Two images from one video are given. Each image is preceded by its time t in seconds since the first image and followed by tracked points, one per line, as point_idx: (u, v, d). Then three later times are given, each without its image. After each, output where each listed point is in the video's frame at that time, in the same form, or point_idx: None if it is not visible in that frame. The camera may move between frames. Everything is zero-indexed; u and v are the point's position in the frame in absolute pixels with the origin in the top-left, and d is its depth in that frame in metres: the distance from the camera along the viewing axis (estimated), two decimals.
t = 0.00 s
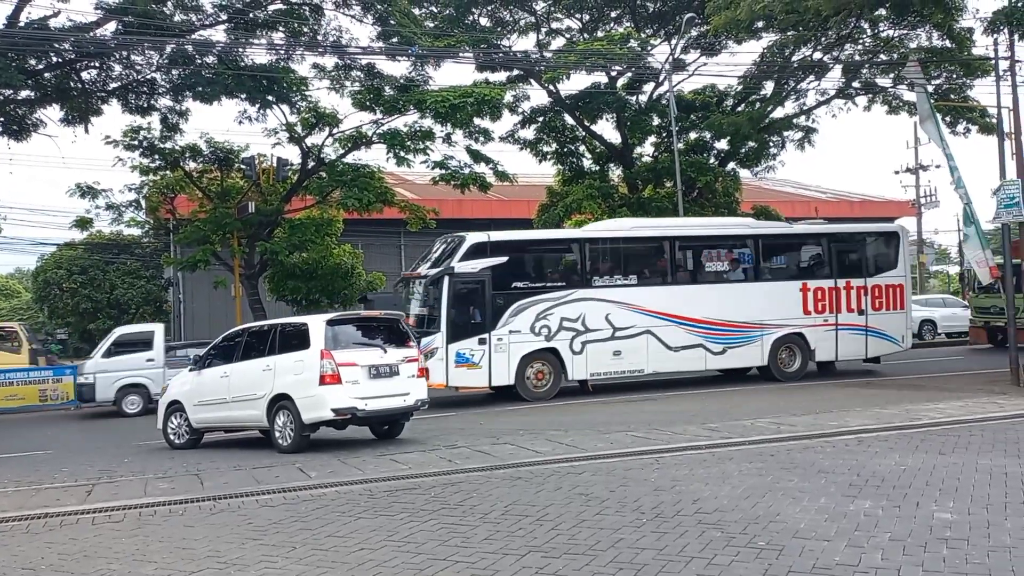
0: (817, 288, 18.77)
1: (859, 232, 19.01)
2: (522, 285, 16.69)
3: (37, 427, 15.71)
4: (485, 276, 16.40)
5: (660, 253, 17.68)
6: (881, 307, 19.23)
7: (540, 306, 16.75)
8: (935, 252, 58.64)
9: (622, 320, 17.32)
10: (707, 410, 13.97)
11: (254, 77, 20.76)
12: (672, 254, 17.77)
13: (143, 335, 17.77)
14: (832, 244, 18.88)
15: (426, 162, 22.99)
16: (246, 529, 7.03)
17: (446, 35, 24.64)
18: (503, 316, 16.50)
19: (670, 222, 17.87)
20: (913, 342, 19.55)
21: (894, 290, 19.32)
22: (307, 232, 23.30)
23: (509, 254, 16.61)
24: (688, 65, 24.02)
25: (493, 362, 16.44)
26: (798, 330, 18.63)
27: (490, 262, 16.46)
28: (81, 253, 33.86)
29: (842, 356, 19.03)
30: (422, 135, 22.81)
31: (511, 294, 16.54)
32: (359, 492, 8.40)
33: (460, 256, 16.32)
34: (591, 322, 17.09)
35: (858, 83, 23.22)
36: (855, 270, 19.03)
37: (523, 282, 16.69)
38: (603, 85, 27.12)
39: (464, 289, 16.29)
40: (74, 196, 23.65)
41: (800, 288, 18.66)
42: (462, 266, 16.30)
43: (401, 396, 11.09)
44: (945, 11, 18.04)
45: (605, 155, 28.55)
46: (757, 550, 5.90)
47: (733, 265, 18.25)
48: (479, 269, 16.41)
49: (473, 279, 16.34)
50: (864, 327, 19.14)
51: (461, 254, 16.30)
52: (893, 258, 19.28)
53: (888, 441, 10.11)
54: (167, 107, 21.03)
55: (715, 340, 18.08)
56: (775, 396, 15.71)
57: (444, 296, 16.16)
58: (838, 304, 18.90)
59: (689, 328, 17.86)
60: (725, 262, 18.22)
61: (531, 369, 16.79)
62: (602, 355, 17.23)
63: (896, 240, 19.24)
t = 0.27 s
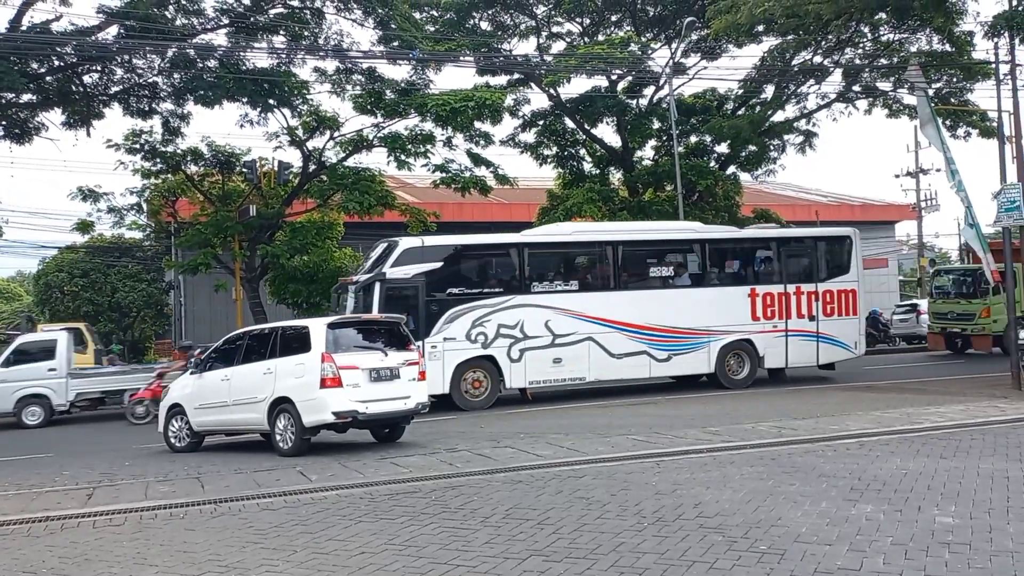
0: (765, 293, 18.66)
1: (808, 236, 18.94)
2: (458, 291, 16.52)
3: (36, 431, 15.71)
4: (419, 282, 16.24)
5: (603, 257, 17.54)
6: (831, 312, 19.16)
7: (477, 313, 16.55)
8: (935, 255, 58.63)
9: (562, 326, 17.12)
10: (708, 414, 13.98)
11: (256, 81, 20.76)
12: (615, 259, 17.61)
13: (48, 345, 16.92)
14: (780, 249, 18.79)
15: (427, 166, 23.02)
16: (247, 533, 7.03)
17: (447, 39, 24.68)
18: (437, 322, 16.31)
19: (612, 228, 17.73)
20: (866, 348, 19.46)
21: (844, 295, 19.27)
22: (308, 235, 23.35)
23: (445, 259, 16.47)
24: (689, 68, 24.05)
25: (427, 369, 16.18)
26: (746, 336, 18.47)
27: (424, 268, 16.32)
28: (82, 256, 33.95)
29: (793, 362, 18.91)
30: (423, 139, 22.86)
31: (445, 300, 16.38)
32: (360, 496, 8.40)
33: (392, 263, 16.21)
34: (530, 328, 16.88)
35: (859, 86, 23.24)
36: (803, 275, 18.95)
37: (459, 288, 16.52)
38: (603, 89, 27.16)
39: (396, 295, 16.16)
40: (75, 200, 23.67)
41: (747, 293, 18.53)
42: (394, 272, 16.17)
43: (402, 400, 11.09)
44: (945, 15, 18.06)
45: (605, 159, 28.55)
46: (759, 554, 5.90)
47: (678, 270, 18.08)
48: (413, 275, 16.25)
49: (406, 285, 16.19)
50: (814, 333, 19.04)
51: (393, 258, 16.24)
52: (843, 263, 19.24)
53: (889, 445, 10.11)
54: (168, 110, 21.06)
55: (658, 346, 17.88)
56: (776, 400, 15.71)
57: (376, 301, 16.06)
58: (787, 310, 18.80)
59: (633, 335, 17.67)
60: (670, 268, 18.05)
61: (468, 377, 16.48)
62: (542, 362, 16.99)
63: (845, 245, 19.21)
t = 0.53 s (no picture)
0: (713, 298, 18.14)
1: (758, 239, 18.49)
2: (390, 297, 16.04)
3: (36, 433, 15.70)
4: (348, 287, 15.72)
5: (544, 261, 17.04)
6: (781, 317, 18.67)
7: (410, 319, 16.04)
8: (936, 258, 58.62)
9: (499, 332, 16.57)
10: (710, 416, 13.95)
11: (257, 83, 20.75)
12: (556, 263, 17.11)
13: None
14: (729, 252, 18.30)
15: (428, 168, 23.02)
16: (249, 535, 7.02)
17: (448, 41, 24.71)
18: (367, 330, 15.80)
19: (554, 231, 17.25)
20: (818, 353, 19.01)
21: (794, 299, 18.82)
22: (309, 237, 23.39)
23: (375, 263, 15.97)
24: (690, 70, 24.06)
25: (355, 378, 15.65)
26: (692, 342, 17.95)
27: (352, 273, 15.79)
28: (83, 259, 33.98)
29: (741, 368, 18.40)
30: (423, 141, 22.84)
31: (377, 306, 15.92)
32: (361, 498, 8.39)
33: (319, 268, 15.67)
34: (465, 335, 16.34)
35: (860, 89, 23.25)
36: (754, 279, 18.46)
37: (391, 293, 16.05)
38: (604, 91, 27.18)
39: (323, 301, 15.62)
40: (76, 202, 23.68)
41: (694, 298, 18.02)
42: (323, 277, 15.63)
43: (403, 402, 11.07)
44: (947, 17, 18.06)
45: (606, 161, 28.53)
46: (761, 557, 5.88)
47: (622, 274, 17.58)
48: (342, 281, 15.74)
49: (335, 291, 15.67)
50: (764, 339, 18.54)
51: (321, 264, 15.67)
52: (792, 267, 18.77)
53: (891, 448, 10.08)
54: (169, 112, 21.09)
55: (601, 353, 17.36)
56: (777, 402, 15.69)
57: (303, 307, 15.49)
58: (736, 315, 18.29)
59: (574, 341, 17.15)
60: (615, 272, 17.55)
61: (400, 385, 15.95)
62: (479, 369, 16.44)
63: (796, 249, 18.77)
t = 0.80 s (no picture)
0: (659, 304, 17.70)
1: (707, 244, 18.08)
2: (320, 303, 15.55)
3: (38, 437, 15.70)
4: (275, 293, 15.24)
5: (484, 266, 16.58)
6: (730, 323, 18.20)
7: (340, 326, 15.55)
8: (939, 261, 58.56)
9: (435, 339, 16.10)
10: (712, 420, 13.94)
11: (260, 87, 20.78)
12: (495, 269, 16.66)
13: None
14: (676, 257, 17.87)
15: (430, 172, 23.05)
16: (251, 539, 7.02)
17: (450, 45, 24.76)
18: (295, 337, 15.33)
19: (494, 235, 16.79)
20: (769, 360, 18.48)
21: (744, 304, 18.34)
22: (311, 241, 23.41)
23: (304, 269, 15.48)
24: (692, 74, 24.08)
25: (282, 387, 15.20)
26: (637, 349, 17.47)
27: (280, 279, 15.30)
28: (86, 262, 34.03)
29: (688, 376, 17.91)
30: (426, 145, 22.86)
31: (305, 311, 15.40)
32: (364, 502, 8.38)
33: (245, 273, 15.19)
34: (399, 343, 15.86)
35: (862, 92, 23.25)
36: (701, 284, 18.02)
37: (321, 299, 15.56)
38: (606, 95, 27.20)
39: (249, 308, 15.16)
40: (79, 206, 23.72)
41: (640, 303, 17.57)
42: (248, 283, 15.15)
43: (405, 406, 11.06)
44: (949, 21, 18.07)
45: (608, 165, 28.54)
46: (764, 561, 5.87)
47: (565, 280, 17.12)
48: (269, 286, 15.24)
49: (262, 297, 15.17)
50: (712, 345, 18.06)
51: (247, 269, 15.22)
52: (741, 272, 18.30)
53: (894, 452, 10.07)
54: (172, 117, 21.13)
55: (542, 360, 16.87)
56: (780, 406, 15.68)
57: (227, 313, 15.06)
58: (681, 321, 17.85)
59: (514, 348, 16.66)
60: (556, 278, 17.09)
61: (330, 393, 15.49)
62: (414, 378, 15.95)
63: (747, 253, 18.33)
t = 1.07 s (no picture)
0: (603, 310, 17.45)
1: (653, 249, 17.84)
2: (244, 309, 15.31)
3: (39, 439, 15.70)
4: (196, 299, 14.96)
5: (418, 271, 16.35)
6: (677, 330, 17.96)
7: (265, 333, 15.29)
8: (941, 266, 58.52)
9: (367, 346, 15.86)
10: (714, 424, 13.93)
11: (262, 89, 20.77)
12: (432, 275, 16.43)
13: None
14: (620, 263, 17.62)
15: (432, 175, 23.06)
16: (253, 541, 7.01)
17: (452, 48, 24.79)
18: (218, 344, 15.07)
19: (431, 241, 16.53)
20: (717, 368, 18.25)
21: (691, 311, 18.11)
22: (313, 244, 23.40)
23: (228, 274, 15.22)
24: (695, 77, 24.09)
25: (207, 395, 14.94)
26: (579, 356, 17.23)
27: (202, 285, 15.01)
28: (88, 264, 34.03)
29: (632, 384, 17.65)
30: (427, 148, 22.87)
31: (228, 318, 15.16)
32: (365, 505, 8.37)
33: (165, 279, 14.91)
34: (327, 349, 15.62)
35: (864, 96, 23.24)
36: (645, 290, 17.78)
37: (244, 305, 15.32)
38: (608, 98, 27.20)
39: (169, 314, 14.89)
40: (81, 208, 23.73)
41: (583, 309, 17.32)
42: (167, 289, 14.85)
43: (406, 409, 11.04)
44: (952, 25, 18.05)
45: (610, 168, 28.55)
46: (767, 565, 5.86)
47: (504, 286, 16.90)
48: (189, 293, 14.95)
49: (181, 303, 14.90)
50: (658, 352, 17.82)
51: (166, 275, 14.94)
52: (687, 277, 18.09)
53: (897, 456, 10.04)
54: (174, 119, 21.16)
55: (479, 367, 16.61)
56: (782, 410, 15.65)
57: (145, 320, 14.76)
58: (626, 328, 17.60)
59: (450, 354, 16.41)
60: (496, 284, 16.87)
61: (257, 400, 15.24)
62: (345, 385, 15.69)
63: (693, 259, 18.12)
